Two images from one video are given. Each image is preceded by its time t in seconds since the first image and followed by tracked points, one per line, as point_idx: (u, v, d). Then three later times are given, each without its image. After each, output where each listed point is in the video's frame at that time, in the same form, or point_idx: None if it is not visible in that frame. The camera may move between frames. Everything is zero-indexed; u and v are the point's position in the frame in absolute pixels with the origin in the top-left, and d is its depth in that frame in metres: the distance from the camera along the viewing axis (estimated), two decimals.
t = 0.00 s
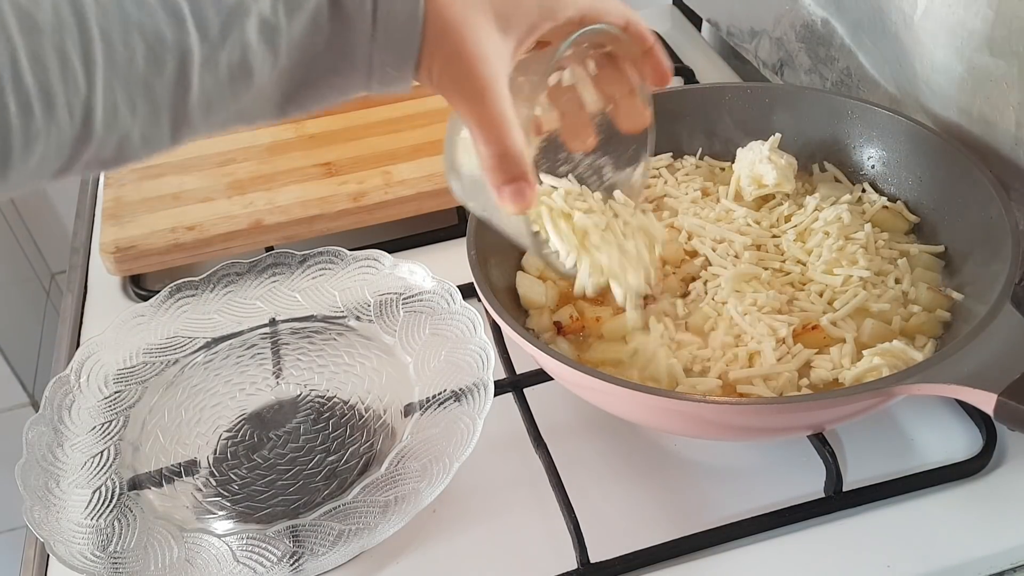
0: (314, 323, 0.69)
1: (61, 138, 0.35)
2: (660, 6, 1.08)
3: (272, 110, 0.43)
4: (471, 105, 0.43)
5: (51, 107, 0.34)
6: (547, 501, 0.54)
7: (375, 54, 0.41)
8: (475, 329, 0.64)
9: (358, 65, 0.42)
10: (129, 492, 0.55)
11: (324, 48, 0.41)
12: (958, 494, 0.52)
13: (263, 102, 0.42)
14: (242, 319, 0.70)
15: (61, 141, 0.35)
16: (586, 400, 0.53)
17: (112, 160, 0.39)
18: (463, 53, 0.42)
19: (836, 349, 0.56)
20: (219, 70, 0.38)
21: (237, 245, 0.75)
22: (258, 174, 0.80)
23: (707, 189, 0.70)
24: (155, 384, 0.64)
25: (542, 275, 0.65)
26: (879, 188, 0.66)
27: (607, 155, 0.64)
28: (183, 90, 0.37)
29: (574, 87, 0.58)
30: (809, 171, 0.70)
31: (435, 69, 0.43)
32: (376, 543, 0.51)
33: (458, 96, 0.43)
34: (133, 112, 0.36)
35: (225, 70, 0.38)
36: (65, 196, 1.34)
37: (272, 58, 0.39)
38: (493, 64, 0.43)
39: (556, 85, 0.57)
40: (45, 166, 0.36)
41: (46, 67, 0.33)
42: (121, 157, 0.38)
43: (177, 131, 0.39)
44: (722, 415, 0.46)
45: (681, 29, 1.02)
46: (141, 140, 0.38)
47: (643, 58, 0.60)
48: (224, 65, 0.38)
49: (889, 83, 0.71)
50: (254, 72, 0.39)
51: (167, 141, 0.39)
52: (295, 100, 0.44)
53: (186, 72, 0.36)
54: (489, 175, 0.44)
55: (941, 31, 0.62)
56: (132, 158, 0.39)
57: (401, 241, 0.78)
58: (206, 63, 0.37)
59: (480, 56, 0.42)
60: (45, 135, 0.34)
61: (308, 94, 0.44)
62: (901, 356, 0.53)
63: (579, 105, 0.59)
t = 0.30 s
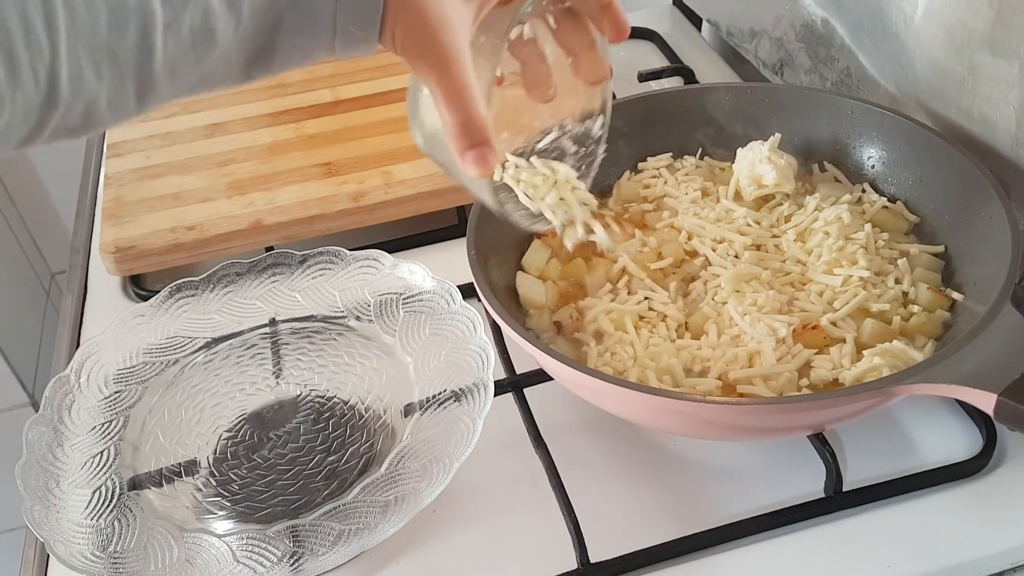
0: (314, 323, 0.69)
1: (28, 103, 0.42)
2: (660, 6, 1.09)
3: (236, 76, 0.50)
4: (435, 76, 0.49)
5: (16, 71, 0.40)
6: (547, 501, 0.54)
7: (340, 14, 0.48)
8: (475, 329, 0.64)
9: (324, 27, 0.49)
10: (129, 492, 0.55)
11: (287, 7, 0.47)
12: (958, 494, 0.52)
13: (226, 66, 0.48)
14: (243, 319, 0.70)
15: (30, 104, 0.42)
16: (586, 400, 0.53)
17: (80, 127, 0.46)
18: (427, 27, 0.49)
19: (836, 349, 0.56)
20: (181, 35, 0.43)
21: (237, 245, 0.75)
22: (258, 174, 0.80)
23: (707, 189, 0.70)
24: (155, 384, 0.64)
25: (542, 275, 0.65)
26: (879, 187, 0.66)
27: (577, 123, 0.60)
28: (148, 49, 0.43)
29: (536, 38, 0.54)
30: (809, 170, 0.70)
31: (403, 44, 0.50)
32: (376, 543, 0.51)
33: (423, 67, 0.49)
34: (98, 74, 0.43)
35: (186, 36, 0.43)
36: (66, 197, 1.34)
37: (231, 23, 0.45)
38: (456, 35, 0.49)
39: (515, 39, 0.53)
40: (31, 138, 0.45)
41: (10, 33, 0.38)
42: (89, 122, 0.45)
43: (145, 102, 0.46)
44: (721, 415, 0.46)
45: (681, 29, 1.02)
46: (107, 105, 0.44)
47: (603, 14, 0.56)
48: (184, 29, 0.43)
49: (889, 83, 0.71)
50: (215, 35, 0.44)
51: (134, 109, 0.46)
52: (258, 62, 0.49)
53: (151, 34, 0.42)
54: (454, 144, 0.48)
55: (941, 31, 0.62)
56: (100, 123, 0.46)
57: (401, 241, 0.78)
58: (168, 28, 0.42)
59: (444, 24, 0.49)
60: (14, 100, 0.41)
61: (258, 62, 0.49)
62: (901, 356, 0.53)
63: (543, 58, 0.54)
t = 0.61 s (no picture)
0: (314, 323, 0.69)
1: (41, 84, 0.44)
2: (660, 7, 1.08)
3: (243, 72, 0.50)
4: (428, 69, 0.46)
5: (30, 55, 0.42)
6: (547, 501, 0.54)
7: None
8: (475, 329, 0.64)
9: (329, 11, 0.47)
10: (129, 492, 0.55)
11: None
12: (957, 494, 0.52)
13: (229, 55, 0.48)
14: (243, 319, 0.70)
15: (41, 86, 0.44)
16: (586, 401, 0.53)
17: (88, 109, 0.48)
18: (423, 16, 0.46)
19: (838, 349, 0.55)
20: (188, 20, 0.44)
21: (238, 245, 0.75)
22: (258, 174, 0.80)
23: (707, 189, 0.70)
24: (155, 384, 0.64)
25: (542, 275, 0.65)
26: (879, 188, 0.66)
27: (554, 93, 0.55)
28: (155, 37, 0.44)
29: (523, 9, 0.50)
30: (809, 170, 0.70)
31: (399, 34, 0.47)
32: (376, 543, 0.51)
33: (417, 60, 0.46)
34: (107, 60, 0.44)
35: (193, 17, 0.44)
36: (65, 197, 1.34)
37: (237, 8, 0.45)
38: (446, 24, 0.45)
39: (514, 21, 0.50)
40: (41, 119, 0.47)
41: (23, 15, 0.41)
42: (98, 105, 0.48)
43: (151, 85, 0.48)
44: (721, 415, 0.46)
45: (681, 30, 1.02)
46: (116, 91, 0.47)
47: None
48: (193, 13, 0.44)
49: (889, 83, 0.71)
50: (221, 20, 0.45)
51: (142, 94, 0.48)
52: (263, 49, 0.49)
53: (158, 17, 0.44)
54: (443, 138, 0.46)
55: (941, 31, 0.62)
56: (108, 105, 0.48)
57: (401, 241, 0.78)
58: (174, 14, 0.44)
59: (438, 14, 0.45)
60: (24, 83, 0.43)
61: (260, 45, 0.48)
62: (901, 356, 0.53)
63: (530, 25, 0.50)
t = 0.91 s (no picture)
0: (314, 323, 0.69)
1: (57, 95, 0.38)
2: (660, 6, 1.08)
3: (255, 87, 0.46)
4: (450, 84, 0.50)
5: (49, 67, 0.36)
6: (547, 501, 0.54)
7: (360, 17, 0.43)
8: (475, 329, 0.64)
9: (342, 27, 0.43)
10: (129, 492, 0.55)
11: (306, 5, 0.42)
12: (957, 494, 0.52)
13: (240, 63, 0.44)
14: (243, 319, 0.70)
15: (56, 98, 0.38)
16: (587, 401, 0.53)
17: (100, 121, 0.42)
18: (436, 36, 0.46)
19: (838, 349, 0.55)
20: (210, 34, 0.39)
21: (238, 245, 0.75)
22: (258, 174, 0.80)
23: (707, 189, 0.70)
24: (155, 384, 0.64)
25: (542, 275, 0.65)
26: (879, 188, 0.66)
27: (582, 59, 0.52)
28: (173, 51, 0.39)
29: None
30: (809, 170, 0.70)
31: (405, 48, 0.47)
32: (376, 543, 0.51)
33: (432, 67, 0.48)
34: (123, 72, 0.39)
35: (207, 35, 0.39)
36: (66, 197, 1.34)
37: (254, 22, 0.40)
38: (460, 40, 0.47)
39: None
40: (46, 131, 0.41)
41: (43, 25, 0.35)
42: (112, 118, 0.42)
43: (168, 97, 0.42)
44: (721, 415, 0.46)
45: (681, 30, 1.02)
46: (130, 103, 0.41)
47: None
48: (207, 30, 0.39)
49: (889, 83, 0.71)
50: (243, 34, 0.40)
51: (159, 104, 0.42)
52: (274, 66, 0.44)
53: (177, 35, 0.38)
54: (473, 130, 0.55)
55: (940, 30, 0.62)
56: (123, 118, 0.43)
57: (401, 241, 0.78)
58: (194, 28, 0.39)
59: (450, 39, 0.46)
60: (42, 93, 0.37)
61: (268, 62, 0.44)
62: (901, 356, 0.53)
63: None
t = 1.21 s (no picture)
0: (314, 323, 0.69)
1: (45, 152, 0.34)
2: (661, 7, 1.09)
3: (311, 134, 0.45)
4: None
5: (31, 121, 0.32)
6: (547, 501, 0.54)
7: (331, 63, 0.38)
8: (475, 329, 0.64)
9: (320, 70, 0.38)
10: (129, 492, 0.55)
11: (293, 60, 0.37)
12: (958, 494, 0.52)
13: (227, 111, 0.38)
14: (243, 319, 0.70)
15: (44, 158, 0.34)
16: (586, 401, 0.53)
17: (89, 175, 0.37)
18: None
19: (838, 349, 0.55)
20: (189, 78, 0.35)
21: (238, 245, 0.75)
22: (258, 174, 0.80)
23: (707, 189, 0.70)
24: (155, 384, 0.64)
25: (542, 275, 0.65)
26: (879, 187, 0.66)
27: None
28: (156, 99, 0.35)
29: None
30: (809, 170, 0.70)
31: None
32: (376, 543, 0.51)
33: None
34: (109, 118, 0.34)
35: (192, 78, 0.35)
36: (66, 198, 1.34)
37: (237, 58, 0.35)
38: None
39: None
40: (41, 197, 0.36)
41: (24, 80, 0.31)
42: (101, 169, 0.37)
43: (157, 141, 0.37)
44: (721, 414, 0.46)
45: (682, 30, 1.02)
46: (118, 152, 0.36)
47: None
48: (192, 72, 0.34)
49: (889, 83, 0.71)
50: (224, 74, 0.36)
51: (148, 151, 0.37)
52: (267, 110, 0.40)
53: (159, 80, 0.34)
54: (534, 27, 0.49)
55: (940, 31, 0.62)
56: (113, 169, 0.37)
57: (401, 241, 0.78)
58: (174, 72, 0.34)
59: None
60: (29, 151, 0.33)
61: (261, 101, 0.38)
62: (902, 355, 0.53)
63: None
